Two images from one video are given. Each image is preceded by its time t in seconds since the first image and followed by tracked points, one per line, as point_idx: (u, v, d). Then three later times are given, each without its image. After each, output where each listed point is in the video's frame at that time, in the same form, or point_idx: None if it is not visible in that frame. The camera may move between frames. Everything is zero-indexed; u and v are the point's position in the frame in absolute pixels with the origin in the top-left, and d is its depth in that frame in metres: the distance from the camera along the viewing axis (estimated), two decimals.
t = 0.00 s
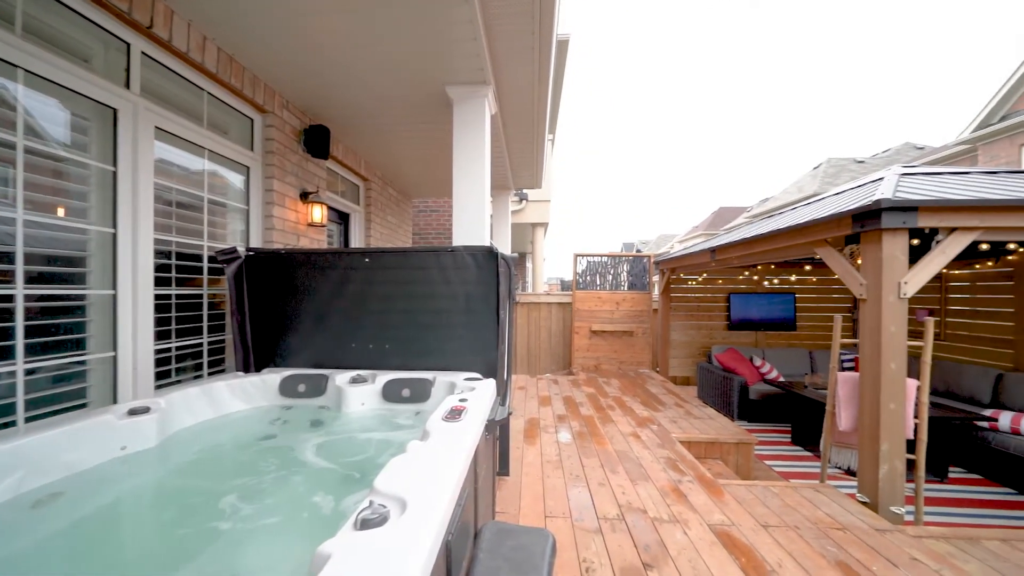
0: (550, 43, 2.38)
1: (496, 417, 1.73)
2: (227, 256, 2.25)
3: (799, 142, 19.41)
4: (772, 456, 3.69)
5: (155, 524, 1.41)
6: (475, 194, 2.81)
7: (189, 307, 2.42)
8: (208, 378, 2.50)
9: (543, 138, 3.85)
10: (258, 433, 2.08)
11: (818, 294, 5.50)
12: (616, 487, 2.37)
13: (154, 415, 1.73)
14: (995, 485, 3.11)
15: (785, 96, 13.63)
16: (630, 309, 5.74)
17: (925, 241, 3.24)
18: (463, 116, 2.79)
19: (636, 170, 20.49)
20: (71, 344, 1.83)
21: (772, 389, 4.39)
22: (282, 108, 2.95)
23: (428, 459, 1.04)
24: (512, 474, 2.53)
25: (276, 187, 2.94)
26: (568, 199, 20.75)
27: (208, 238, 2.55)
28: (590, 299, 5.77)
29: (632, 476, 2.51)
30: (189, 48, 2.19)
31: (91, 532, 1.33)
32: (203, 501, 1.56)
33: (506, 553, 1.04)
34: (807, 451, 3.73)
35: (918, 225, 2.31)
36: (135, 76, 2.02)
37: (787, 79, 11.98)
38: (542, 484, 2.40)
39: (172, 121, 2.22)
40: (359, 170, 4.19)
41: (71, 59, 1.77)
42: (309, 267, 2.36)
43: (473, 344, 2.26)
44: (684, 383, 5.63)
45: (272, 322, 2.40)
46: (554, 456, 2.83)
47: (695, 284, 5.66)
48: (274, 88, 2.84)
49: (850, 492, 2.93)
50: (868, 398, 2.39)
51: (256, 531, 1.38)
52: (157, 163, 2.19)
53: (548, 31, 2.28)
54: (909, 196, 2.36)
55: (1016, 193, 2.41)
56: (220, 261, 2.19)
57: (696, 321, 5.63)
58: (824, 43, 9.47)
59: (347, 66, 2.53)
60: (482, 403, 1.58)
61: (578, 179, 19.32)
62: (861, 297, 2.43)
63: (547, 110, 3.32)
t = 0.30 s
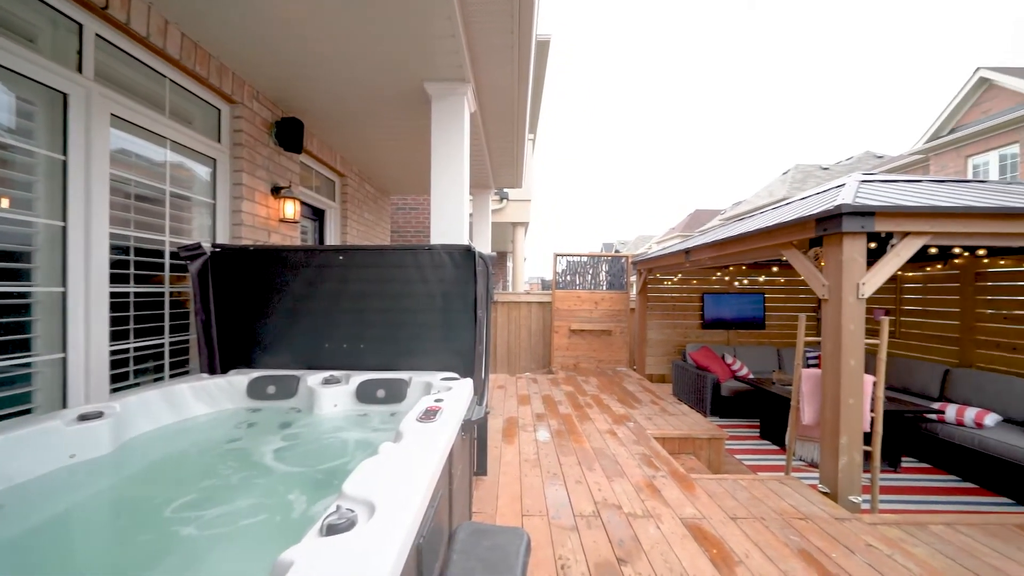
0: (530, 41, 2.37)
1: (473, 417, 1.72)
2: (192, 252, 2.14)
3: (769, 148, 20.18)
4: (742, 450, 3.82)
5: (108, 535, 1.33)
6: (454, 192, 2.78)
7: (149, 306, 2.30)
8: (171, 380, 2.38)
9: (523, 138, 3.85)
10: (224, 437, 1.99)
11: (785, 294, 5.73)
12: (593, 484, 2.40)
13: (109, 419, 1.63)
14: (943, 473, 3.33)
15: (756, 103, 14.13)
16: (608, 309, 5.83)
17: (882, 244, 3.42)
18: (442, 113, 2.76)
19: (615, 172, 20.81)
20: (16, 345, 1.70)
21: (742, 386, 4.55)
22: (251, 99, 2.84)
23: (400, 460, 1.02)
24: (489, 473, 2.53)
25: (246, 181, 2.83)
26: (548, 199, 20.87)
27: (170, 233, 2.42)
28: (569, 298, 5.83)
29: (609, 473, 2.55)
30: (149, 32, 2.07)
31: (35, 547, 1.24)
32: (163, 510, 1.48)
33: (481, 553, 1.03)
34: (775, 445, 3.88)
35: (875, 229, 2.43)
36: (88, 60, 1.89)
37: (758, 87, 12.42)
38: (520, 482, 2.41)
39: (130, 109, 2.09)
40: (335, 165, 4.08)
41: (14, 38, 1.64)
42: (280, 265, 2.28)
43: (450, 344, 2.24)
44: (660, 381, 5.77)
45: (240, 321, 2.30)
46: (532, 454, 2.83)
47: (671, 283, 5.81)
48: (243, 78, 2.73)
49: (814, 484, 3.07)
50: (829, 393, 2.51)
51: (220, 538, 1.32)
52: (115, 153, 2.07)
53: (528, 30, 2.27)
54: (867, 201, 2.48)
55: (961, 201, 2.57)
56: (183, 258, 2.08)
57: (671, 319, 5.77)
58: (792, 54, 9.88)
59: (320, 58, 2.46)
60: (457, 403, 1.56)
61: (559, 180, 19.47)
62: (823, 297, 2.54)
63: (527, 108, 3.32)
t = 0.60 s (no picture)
0: (513, 39, 2.36)
1: (453, 417, 1.70)
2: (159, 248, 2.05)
3: (746, 153, 20.77)
4: (718, 447, 3.92)
5: (64, 547, 1.26)
6: (436, 191, 2.75)
7: (113, 304, 2.19)
8: (136, 382, 2.27)
9: (506, 137, 3.84)
10: (193, 442, 1.92)
11: (760, 295, 5.91)
12: (573, 482, 2.42)
13: (66, 424, 1.54)
14: (904, 466, 3.49)
15: (734, 109, 14.53)
16: (590, 309, 5.89)
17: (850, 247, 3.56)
18: (424, 111, 2.73)
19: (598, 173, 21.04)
20: None
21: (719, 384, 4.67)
22: (225, 91, 2.74)
23: (376, 462, 1.00)
24: (470, 474, 2.51)
25: (219, 176, 2.74)
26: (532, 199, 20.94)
27: (136, 228, 2.31)
28: (552, 298, 5.87)
29: (589, 472, 2.57)
30: (113, 17, 1.97)
31: None
32: (124, 520, 1.41)
33: (459, 555, 1.03)
34: (749, 442, 4.00)
35: (844, 233, 2.53)
36: (44, 43, 1.78)
37: (736, 93, 12.76)
38: (501, 482, 2.41)
39: (92, 97, 1.99)
40: (314, 160, 3.98)
41: None
42: (254, 263, 2.21)
43: (431, 343, 2.21)
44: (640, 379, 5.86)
45: (211, 320, 2.22)
46: (514, 454, 2.83)
47: (653, 284, 5.87)
48: (216, 68, 2.63)
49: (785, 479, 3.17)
50: (800, 391, 2.59)
51: (190, 547, 1.28)
52: (75, 143, 1.96)
53: (511, 28, 2.26)
54: (836, 207, 2.58)
55: (923, 207, 2.70)
56: (149, 254, 1.99)
57: (652, 319, 5.85)
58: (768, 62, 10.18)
59: (298, 51, 2.39)
60: (437, 403, 1.54)
61: (543, 180, 19.55)
62: (795, 298, 2.63)
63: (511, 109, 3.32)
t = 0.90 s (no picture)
0: (494, 35, 2.34)
1: (430, 418, 1.67)
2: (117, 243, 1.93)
3: (720, 157, 21.42)
4: (693, 442, 4.02)
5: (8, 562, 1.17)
6: (415, 188, 2.70)
7: (65, 302, 2.05)
8: (90, 386, 2.14)
9: (488, 135, 3.82)
10: (154, 450, 1.82)
11: (734, 295, 6.10)
12: (552, 481, 2.43)
13: (10, 431, 1.43)
14: (865, 457, 3.68)
15: (710, 114, 14.92)
16: (570, 308, 5.95)
17: (817, 249, 3.71)
18: (402, 107, 2.67)
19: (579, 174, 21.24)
20: None
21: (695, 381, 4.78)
22: (191, 80, 2.61)
23: (347, 466, 0.97)
24: (449, 475, 2.49)
25: (184, 169, 2.61)
26: (514, 198, 20.98)
27: (92, 222, 2.17)
28: (534, 297, 5.90)
29: (568, 470, 2.59)
30: None
31: None
32: (76, 533, 1.33)
33: (433, 557, 1.01)
34: (722, 437, 4.12)
35: (810, 235, 2.64)
36: None
37: (712, 99, 13.11)
38: (480, 482, 2.39)
39: (41, 81, 1.85)
40: (288, 155, 3.85)
41: None
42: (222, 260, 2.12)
43: (408, 343, 2.16)
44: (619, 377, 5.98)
45: (175, 321, 2.12)
46: (493, 454, 2.82)
47: (631, 282, 6.00)
48: (181, 56, 2.50)
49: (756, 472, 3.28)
50: (769, 388, 2.69)
51: (151, 559, 1.21)
52: (24, 131, 1.83)
53: (491, 24, 2.24)
54: (804, 210, 2.69)
55: (883, 211, 2.84)
56: (106, 250, 1.87)
57: (631, 318, 5.98)
58: (743, 69, 10.51)
59: (270, 40, 2.30)
60: (413, 403, 1.52)
61: (524, 180, 19.60)
62: (765, 297, 2.72)
63: (491, 106, 3.30)
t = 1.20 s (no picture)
0: (472, 32, 2.32)
1: (404, 419, 1.64)
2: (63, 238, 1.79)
3: (693, 160, 22.08)
4: (665, 438, 4.13)
5: None
6: (390, 185, 2.64)
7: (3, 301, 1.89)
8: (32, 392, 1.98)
9: (465, 132, 3.78)
10: (104, 458, 1.71)
11: (705, 295, 6.30)
12: (527, 480, 2.43)
13: None
14: (824, 449, 3.87)
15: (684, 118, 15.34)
16: (548, 307, 6.00)
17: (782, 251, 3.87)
18: (377, 102, 2.61)
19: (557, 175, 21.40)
20: None
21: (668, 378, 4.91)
22: (148, 65, 2.46)
23: (313, 470, 0.94)
24: (424, 476, 2.45)
25: (141, 159, 2.46)
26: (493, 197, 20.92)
27: (33, 215, 2.01)
28: (512, 297, 5.91)
29: (544, 468, 2.60)
30: None
31: None
32: (11, 551, 1.22)
33: (404, 561, 1.00)
34: (693, 433, 4.25)
35: (775, 238, 2.75)
36: None
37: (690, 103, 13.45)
38: (455, 483, 2.37)
39: None
40: (256, 148, 3.70)
41: None
42: (183, 257, 2.01)
43: (382, 343, 2.12)
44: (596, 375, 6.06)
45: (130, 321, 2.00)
46: (469, 454, 2.80)
47: (609, 282, 6.07)
48: (137, 39, 2.36)
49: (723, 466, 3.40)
50: (736, 384, 2.79)
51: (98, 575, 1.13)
52: None
53: (469, 20, 2.22)
54: (769, 214, 2.80)
55: (841, 216, 3.00)
56: (49, 244, 1.73)
57: (608, 317, 6.05)
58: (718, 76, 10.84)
59: (235, 28, 2.20)
60: (385, 405, 1.48)
61: (503, 179, 19.57)
62: (732, 297, 2.82)
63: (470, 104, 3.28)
